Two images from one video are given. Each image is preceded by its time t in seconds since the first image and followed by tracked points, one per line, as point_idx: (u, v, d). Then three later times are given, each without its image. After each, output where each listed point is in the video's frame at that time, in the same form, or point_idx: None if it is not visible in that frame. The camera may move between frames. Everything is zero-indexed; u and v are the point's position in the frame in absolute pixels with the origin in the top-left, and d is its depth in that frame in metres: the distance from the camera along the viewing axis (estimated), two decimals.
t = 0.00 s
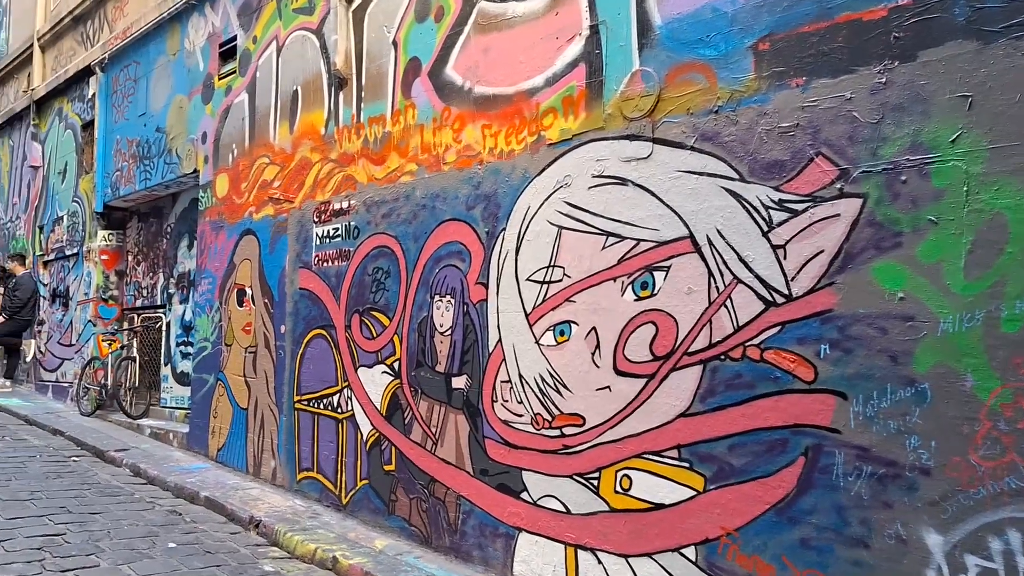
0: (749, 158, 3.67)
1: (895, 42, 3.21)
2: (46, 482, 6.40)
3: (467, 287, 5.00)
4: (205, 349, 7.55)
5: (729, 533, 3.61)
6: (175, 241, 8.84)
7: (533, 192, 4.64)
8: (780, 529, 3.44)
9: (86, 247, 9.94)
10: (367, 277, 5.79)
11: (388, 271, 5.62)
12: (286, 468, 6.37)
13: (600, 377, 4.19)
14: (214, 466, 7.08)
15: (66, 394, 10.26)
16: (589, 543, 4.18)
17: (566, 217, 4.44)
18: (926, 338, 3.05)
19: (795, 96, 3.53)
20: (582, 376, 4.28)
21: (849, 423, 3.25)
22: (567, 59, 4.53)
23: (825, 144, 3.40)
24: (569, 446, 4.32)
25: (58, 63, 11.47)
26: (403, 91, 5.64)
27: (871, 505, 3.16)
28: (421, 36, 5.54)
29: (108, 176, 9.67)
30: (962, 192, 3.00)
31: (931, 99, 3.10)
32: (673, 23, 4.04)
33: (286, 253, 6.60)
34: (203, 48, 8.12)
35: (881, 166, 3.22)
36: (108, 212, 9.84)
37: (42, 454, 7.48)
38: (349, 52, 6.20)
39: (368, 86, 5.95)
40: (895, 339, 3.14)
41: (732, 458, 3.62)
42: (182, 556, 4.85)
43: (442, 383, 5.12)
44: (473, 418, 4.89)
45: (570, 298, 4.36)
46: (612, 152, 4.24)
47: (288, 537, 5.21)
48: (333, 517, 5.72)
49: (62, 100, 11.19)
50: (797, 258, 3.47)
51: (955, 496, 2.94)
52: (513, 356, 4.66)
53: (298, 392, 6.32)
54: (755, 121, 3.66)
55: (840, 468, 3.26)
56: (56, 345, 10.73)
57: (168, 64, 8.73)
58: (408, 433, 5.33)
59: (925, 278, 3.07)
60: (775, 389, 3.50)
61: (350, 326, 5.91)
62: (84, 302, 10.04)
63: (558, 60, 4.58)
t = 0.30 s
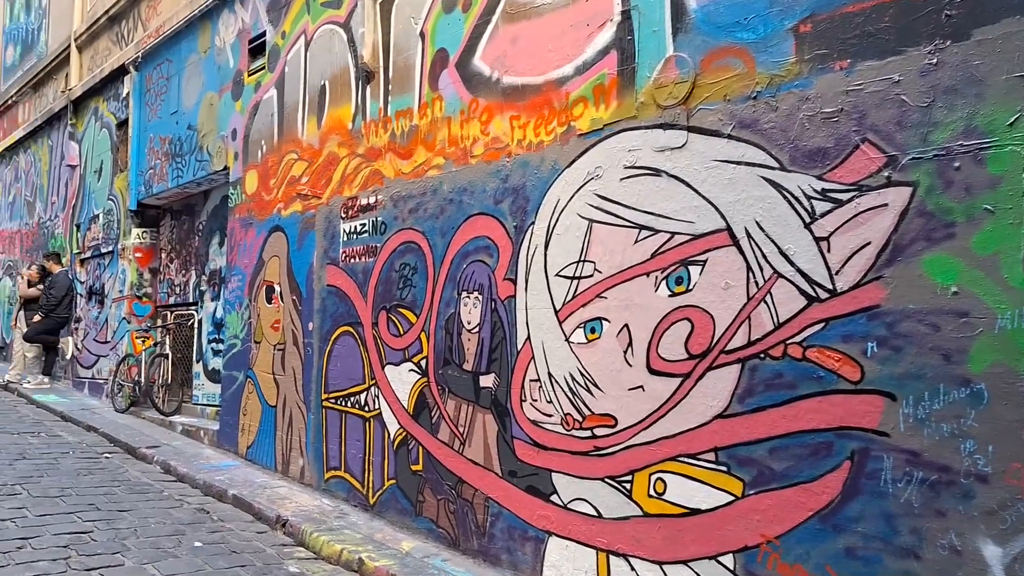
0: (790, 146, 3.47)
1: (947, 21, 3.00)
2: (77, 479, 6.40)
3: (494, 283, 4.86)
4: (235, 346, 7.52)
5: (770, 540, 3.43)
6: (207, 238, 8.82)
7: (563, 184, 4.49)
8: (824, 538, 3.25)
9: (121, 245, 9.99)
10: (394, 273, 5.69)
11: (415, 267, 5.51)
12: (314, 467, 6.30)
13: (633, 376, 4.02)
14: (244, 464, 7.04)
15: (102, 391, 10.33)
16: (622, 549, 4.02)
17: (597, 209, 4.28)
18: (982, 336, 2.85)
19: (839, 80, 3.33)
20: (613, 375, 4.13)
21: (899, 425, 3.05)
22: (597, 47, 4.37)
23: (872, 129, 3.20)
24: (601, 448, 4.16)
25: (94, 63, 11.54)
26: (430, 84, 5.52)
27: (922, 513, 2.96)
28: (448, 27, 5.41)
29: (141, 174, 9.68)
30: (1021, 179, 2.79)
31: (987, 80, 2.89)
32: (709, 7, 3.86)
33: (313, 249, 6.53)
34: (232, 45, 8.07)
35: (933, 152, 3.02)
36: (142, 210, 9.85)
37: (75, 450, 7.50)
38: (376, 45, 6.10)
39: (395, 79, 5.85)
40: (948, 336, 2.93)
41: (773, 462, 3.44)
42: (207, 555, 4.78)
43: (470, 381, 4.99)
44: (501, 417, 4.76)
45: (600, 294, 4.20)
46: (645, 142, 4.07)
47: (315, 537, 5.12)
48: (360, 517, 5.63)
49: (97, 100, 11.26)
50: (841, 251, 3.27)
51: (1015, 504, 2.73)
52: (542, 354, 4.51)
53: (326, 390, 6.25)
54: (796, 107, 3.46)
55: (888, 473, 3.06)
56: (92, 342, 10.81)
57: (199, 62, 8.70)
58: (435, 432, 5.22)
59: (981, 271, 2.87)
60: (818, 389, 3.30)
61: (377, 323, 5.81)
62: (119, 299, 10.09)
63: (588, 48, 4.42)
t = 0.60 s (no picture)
0: (835, 132, 3.27)
1: None
2: (106, 478, 6.38)
3: (524, 279, 4.71)
4: (264, 345, 7.45)
5: (815, 550, 3.23)
6: (237, 236, 8.78)
7: (594, 176, 4.32)
8: (874, 548, 3.04)
9: (153, 244, 10.00)
10: (421, 269, 5.56)
11: (442, 264, 5.38)
12: (341, 468, 6.20)
13: (669, 375, 3.85)
14: (272, 464, 6.97)
15: (135, 390, 10.36)
16: (658, 557, 3.84)
17: (630, 202, 4.10)
18: None
19: (888, 61, 3.12)
20: (648, 374, 3.95)
21: (956, 428, 2.84)
22: (630, 32, 4.19)
23: (925, 112, 2.99)
24: (635, 450, 3.99)
25: (126, 63, 11.56)
26: (458, 75, 5.38)
27: (983, 523, 2.74)
28: (476, 17, 5.27)
29: (172, 174, 9.66)
30: None
31: None
32: None
33: (340, 246, 6.43)
34: (261, 42, 7.99)
35: (992, 135, 2.80)
36: (173, 209, 9.84)
37: (106, 449, 7.50)
38: (403, 37, 5.99)
39: (422, 71, 5.72)
40: (1010, 333, 2.72)
41: (818, 467, 3.25)
42: (231, 557, 4.69)
43: (499, 381, 4.84)
44: (531, 418, 4.60)
45: (634, 290, 4.03)
46: (680, 130, 3.89)
47: (341, 540, 5.01)
48: (387, 519, 5.51)
49: (130, 100, 11.25)
50: (892, 242, 3.06)
51: None
52: (573, 353, 4.35)
53: (353, 389, 6.14)
54: (842, 90, 3.26)
55: (944, 480, 2.85)
56: (125, 341, 10.85)
57: (228, 59, 8.63)
58: (463, 433, 5.08)
59: None
60: (867, 390, 3.10)
61: (404, 321, 5.69)
62: (150, 298, 10.09)
63: (621, 34, 4.25)
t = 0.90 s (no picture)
0: (900, 125, 3.03)
1: None
2: (146, 484, 6.36)
3: (565, 284, 4.53)
4: (302, 350, 7.38)
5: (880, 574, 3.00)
6: (276, 240, 8.73)
7: (639, 175, 4.13)
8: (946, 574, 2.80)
9: (194, 249, 10.00)
10: (459, 273, 5.42)
11: (480, 267, 5.23)
12: (380, 476, 6.09)
13: (720, 386, 3.64)
14: (311, 471, 6.89)
15: (177, 394, 10.39)
16: None
17: (677, 202, 3.90)
18: None
19: (958, 48, 2.88)
20: (697, 384, 3.75)
21: None
22: (676, 24, 3.99)
23: (1000, 103, 2.74)
24: (684, 464, 3.79)
25: (170, 69, 11.48)
26: (496, 73, 5.23)
27: None
28: (515, 12, 5.11)
29: (214, 178, 9.63)
30: None
31: None
32: None
33: (378, 250, 6.32)
34: (299, 44, 7.92)
35: None
36: (215, 214, 9.83)
37: (147, 454, 7.49)
38: (440, 36, 5.85)
39: (460, 70, 5.57)
40: None
41: (883, 485, 3.01)
42: (267, 569, 4.60)
43: (540, 389, 4.67)
44: (573, 428, 4.42)
45: (682, 295, 3.83)
46: (731, 126, 3.68)
47: (378, 552, 4.88)
48: (426, 530, 5.38)
49: (173, 106, 11.21)
50: (965, 244, 2.82)
51: None
52: (618, 360, 4.16)
53: (391, 395, 6.03)
54: (907, 81, 3.02)
55: None
56: (168, 345, 10.90)
57: (268, 63, 8.57)
58: (504, 443, 4.92)
59: None
60: (937, 403, 2.86)
61: (442, 326, 5.55)
62: (192, 302, 10.11)
63: (666, 27, 4.05)
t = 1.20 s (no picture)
0: (963, 112, 2.84)
1: None
2: (188, 491, 6.36)
3: (607, 285, 4.40)
4: (341, 355, 7.34)
5: None
6: (315, 245, 8.72)
7: (683, 171, 3.98)
8: None
9: (235, 255, 10.04)
10: (497, 276, 5.32)
11: (519, 269, 5.11)
12: (420, 482, 6.01)
13: (772, 389, 3.47)
14: (351, 476, 6.83)
15: (221, 399, 10.42)
16: None
17: (724, 198, 3.74)
18: None
19: None
20: (748, 388, 3.58)
21: None
22: (720, 13, 3.83)
23: None
24: (735, 472, 3.63)
25: (210, 78, 11.51)
26: (533, 71, 5.11)
27: None
28: (552, 8, 4.99)
29: (253, 185, 9.65)
30: None
31: None
32: None
33: (415, 253, 6.24)
34: (335, 48, 7.89)
35: None
36: (255, 220, 9.86)
37: (191, 461, 7.51)
38: (476, 35, 5.76)
39: (496, 68, 5.47)
40: None
41: (951, 494, 2.82)
42: None
43: (582, 394, 4.54)
44: (617, 434, 4.28)
45: (730, 295, 3.67)
46: (780, 117, 3.51)
47: (419, 560, 4.79)
48: (467, 538, 5.27)
49: (213, 114, 11.27)
50: None
51: None
52: (664, 364, 4.01)
53: (430, 400, 5.95)
54: (971, 64, 2.82)
55: None
56: (211, 351, 10.94)
57: (304, 68, 8.56)
58: (545, 449, 4.80)
59: None
60: (1008, 408, 2.67)
61: (481, 330, 5.45)
62: (234, 309, 10.14)
63: (709, 16, 3.89)
